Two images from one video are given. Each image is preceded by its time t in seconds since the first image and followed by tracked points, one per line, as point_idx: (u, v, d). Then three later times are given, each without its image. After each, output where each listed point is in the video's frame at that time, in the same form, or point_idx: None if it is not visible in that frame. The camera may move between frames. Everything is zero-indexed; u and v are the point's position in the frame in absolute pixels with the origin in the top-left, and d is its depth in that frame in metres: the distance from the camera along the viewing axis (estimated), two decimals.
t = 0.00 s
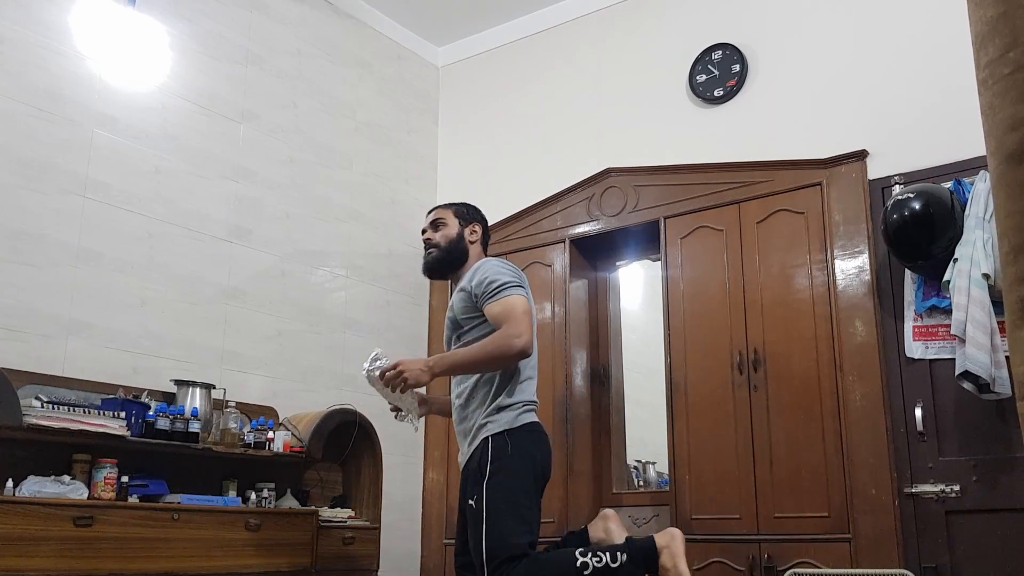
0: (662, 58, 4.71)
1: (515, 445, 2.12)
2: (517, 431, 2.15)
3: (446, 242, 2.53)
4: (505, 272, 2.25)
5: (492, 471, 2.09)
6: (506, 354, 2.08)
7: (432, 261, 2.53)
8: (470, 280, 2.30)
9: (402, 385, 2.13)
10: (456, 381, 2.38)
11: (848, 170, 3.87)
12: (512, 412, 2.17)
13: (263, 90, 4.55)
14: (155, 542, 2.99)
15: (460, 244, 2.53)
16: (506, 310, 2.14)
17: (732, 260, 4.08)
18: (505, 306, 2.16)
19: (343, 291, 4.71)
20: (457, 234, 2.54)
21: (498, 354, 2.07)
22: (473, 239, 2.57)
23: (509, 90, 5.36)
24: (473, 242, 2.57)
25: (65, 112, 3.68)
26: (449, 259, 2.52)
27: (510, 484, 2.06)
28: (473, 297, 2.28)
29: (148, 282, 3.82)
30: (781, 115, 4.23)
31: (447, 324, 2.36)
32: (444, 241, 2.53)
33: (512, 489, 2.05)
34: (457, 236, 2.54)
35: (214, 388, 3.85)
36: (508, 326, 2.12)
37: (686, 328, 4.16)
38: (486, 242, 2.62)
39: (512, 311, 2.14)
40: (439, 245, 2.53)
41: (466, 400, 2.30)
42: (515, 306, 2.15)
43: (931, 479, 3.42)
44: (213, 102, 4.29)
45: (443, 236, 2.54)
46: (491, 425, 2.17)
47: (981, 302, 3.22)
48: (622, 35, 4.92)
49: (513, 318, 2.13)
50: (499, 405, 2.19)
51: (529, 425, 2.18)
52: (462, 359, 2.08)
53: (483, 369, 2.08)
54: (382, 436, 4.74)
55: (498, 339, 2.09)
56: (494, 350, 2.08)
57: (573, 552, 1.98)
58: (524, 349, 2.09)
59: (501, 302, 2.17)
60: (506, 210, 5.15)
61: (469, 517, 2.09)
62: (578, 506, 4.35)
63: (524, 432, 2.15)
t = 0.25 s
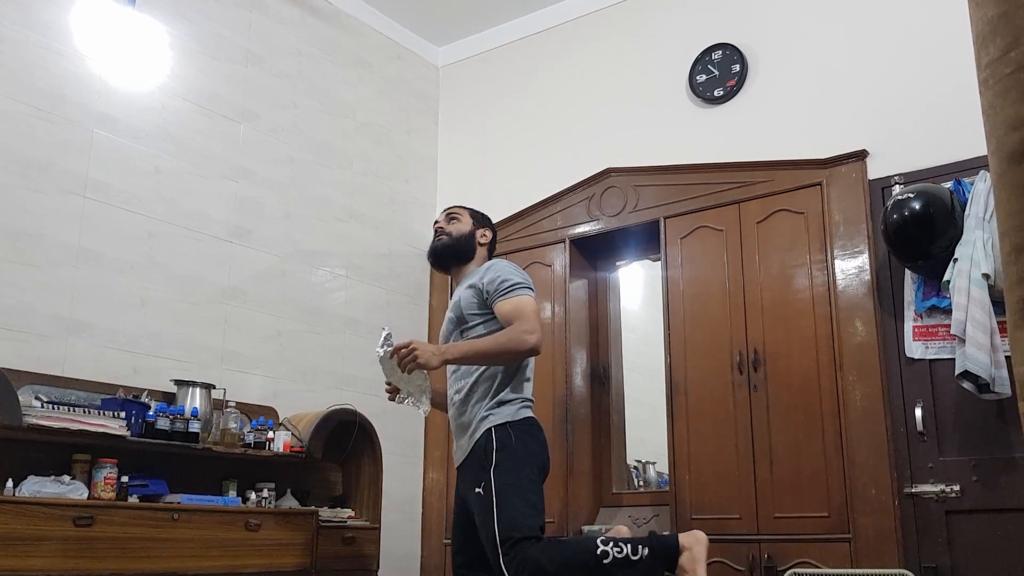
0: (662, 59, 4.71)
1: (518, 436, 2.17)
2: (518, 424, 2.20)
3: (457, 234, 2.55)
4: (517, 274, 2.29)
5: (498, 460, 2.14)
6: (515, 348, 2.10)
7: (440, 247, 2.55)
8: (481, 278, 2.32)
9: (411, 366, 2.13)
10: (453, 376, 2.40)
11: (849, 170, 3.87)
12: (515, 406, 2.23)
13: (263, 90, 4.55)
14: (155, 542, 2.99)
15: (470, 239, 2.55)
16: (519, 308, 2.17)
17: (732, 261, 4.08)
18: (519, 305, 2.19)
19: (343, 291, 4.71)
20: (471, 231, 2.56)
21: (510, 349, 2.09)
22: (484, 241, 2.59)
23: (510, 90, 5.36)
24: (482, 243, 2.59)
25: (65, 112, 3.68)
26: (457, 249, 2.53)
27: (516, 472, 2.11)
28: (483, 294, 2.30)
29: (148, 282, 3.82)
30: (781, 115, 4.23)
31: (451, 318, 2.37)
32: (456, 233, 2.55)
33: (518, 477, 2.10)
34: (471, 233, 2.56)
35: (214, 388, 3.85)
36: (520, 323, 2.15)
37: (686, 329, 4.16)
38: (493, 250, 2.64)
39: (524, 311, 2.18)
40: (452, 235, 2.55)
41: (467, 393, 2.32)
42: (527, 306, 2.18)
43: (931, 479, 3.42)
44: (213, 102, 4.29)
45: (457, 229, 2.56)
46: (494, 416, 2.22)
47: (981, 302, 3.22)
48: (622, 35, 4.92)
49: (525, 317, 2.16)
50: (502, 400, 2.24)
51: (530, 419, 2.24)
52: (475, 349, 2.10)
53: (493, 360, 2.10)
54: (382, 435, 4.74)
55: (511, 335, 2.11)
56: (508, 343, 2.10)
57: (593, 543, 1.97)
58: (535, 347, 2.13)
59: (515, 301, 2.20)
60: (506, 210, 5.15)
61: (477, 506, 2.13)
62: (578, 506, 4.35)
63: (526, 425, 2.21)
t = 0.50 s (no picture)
0: (662, 58, 4.71)
1: (520, 429, 2.19)
2: (519, 419, 2.22)
3: (466, 233, 2.55)
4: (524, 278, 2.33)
5: (501, 454, 2.15)
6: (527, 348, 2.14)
7: (446, 241, 2.54)
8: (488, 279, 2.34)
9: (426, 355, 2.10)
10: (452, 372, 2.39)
11: (849, 170, 3.87)
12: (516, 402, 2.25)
13: (263, 90, 4.55)
14: (155, 542, 2.99)
15: (474, 240, 2.56)
16: (527, 312, 2.22)
17: (732, 261, 4.08)
18: (529, 308, 2.23)
19: (343, 291, 4.71)
20: (475, 232, 2.57)
21: (523, 347, 2.13)
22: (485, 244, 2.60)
23: (509, 90, 5.36)
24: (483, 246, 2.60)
25: (65, 112, 3.68)
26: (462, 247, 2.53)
27: (519, 464, 2.12)
28: (491, 295, 2.31)
29: (148, 282, 3.82)
30: (781, 115, 4.23)
31: (453, 319, 2.35)
32: (465, 232, 2.55)
33: (522, 468, 2.11)
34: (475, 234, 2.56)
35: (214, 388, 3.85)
36: (532, 324, 2.19)
37: (685, 329, 4.16)
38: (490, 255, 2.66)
39: (535, 314, 2.22)
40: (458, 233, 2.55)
41: (469, 390, 2.31)
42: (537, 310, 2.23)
43: (931, 479, 3.42)
44: (213, 102, 4.29)
45: (462, 228, 2.56)
46: (498, 410, 2.23)
47: (981, 302, 3.22)
48: (622, 35, 4.92)
49: (535, 320, 2.20)
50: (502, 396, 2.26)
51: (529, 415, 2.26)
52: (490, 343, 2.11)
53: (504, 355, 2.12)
54: (382, 435, 4.74)
55: (525, 334, 2.15)
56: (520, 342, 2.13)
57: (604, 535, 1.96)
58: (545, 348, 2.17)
59: (525, 304, 2.23)
60: (506, 210, 5.15)
61: (481, 499, 2.13)
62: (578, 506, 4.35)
63: (528, 420, 2.23)
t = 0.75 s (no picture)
0: (663, 58, 4.71)
1: (528, 423, 2.20)
2: (527, 413, 2.22)
3: (464, 235, 2.56)
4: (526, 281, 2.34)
5: (508, 445, 2.15)
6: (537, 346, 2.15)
7: (444, 242, 2.54)
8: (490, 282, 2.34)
9: (440, 347, 2.11)
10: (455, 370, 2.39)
11: (848, 170, 3.87)
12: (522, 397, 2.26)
13: (263, 90, 4.55)
14: (155, 542, 2.99)
15: (471, 242, 2.57)
16: (534, 313, 2.23)
17: (732, 261, 4.08)
18: (534, 309, 2.24)
19: (343, 291, 4.71)
20: (471, 233, 2.59)
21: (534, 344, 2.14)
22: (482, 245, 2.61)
23: (509, 90, 5.35)
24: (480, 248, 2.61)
25: (66, 112, 3.68)
26: (460, 249, 2.54)
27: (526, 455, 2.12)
28: (496, 297, 2.32)
29: (148, 282, 3.82)
30: (781, 115, 4.23)
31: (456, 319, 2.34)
32: (464, 233, 2.56)
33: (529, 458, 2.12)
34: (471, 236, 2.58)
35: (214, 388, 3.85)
36: (539, 324, 2.20)
37: (685, 329, 4.16)
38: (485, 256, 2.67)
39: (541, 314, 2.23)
40: (455, 234, 2.55)
41: (473, 386, 2.31)
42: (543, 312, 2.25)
43: (931, 479, 3.42)
44: (213, 101, 4.29)
45: (460, 229, 2.57)
46: (505, 403, 2.24)
47: (981, 302, 3.22)
48: (622, 35, 4.92)
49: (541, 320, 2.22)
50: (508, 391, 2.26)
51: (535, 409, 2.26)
52: (503, 339, 2.12)
53: (516, 352, 2.13)
54: (382, 435, 4.74)
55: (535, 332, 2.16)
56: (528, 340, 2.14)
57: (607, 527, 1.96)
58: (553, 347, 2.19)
59: (531, 306, 2.25)
60: (506, 209, 5.15)
61: (487, 488, 2.12)
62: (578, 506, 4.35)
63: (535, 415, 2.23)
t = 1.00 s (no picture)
0: (663, 58, 4.70)
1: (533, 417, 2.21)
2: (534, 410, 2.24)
3: (459, 236, 2.57)
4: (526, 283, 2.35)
5: (507, 437, 2.16)
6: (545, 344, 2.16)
7: (441, 246, 2.54)
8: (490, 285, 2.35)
9: (451, 345, 2.09)
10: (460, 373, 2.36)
11: (849, 170, 3.87)
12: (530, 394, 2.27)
13: (263, 90, 4.55)
14: (154, 542, 2.99)
15: (467, 242, 2.57)
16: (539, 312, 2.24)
17: (732, 261, 4.08)
18: (537, 309, 2.25)
19: (343, 291, 4.71)
20: (466, 234, 2.59)
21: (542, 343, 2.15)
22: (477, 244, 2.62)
23: (509, 90, 5.36)
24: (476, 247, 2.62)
25: (65, 112, 3.68)
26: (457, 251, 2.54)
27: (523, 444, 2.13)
28: (498, 298, 2.32)
29: (148, 282, 3.82)
30: (781, 115, 4.23)
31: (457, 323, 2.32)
32: (459, 235, 2.57)
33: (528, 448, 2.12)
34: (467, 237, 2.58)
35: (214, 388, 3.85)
36: (544, 323, 2.22)
37: (686, 329, 4.16)
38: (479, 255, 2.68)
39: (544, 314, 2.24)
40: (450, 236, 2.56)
41: (481, 387, 2.30)
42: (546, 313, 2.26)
43: (931, 479, 3.42)
44: (213, 102, 4.29)
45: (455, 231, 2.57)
46: (513, 400, 2.24)
47: (981, 302, 3.21)
48: (622, 35, 4.92)
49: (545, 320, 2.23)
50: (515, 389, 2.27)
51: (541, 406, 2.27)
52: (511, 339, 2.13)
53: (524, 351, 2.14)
54: (382, 435, 4.74)
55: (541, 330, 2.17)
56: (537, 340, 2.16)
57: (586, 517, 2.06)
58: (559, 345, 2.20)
59: (533, 306, 2.25)
60: (506, 210, 5.15)
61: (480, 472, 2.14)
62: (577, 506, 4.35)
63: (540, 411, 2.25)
